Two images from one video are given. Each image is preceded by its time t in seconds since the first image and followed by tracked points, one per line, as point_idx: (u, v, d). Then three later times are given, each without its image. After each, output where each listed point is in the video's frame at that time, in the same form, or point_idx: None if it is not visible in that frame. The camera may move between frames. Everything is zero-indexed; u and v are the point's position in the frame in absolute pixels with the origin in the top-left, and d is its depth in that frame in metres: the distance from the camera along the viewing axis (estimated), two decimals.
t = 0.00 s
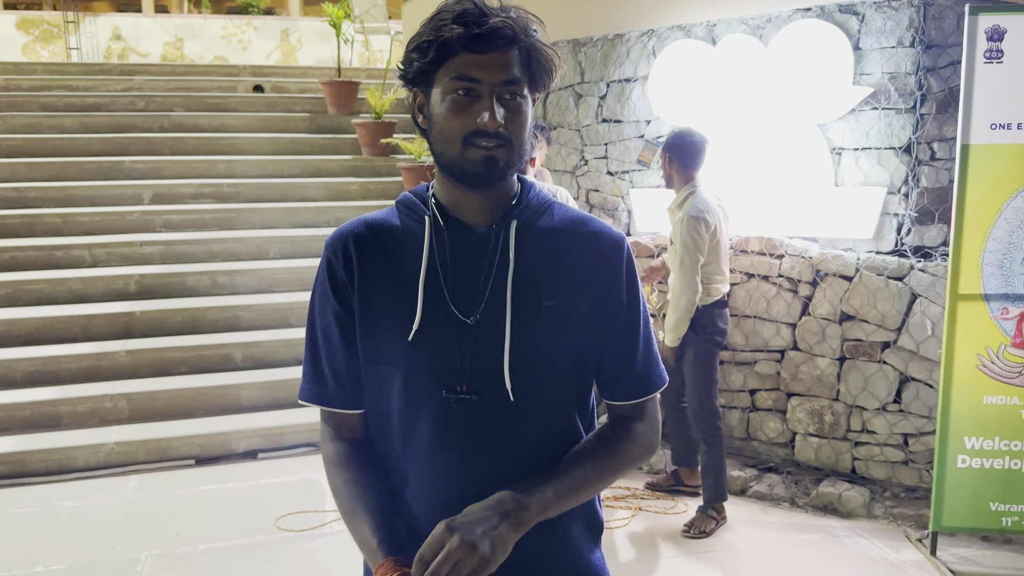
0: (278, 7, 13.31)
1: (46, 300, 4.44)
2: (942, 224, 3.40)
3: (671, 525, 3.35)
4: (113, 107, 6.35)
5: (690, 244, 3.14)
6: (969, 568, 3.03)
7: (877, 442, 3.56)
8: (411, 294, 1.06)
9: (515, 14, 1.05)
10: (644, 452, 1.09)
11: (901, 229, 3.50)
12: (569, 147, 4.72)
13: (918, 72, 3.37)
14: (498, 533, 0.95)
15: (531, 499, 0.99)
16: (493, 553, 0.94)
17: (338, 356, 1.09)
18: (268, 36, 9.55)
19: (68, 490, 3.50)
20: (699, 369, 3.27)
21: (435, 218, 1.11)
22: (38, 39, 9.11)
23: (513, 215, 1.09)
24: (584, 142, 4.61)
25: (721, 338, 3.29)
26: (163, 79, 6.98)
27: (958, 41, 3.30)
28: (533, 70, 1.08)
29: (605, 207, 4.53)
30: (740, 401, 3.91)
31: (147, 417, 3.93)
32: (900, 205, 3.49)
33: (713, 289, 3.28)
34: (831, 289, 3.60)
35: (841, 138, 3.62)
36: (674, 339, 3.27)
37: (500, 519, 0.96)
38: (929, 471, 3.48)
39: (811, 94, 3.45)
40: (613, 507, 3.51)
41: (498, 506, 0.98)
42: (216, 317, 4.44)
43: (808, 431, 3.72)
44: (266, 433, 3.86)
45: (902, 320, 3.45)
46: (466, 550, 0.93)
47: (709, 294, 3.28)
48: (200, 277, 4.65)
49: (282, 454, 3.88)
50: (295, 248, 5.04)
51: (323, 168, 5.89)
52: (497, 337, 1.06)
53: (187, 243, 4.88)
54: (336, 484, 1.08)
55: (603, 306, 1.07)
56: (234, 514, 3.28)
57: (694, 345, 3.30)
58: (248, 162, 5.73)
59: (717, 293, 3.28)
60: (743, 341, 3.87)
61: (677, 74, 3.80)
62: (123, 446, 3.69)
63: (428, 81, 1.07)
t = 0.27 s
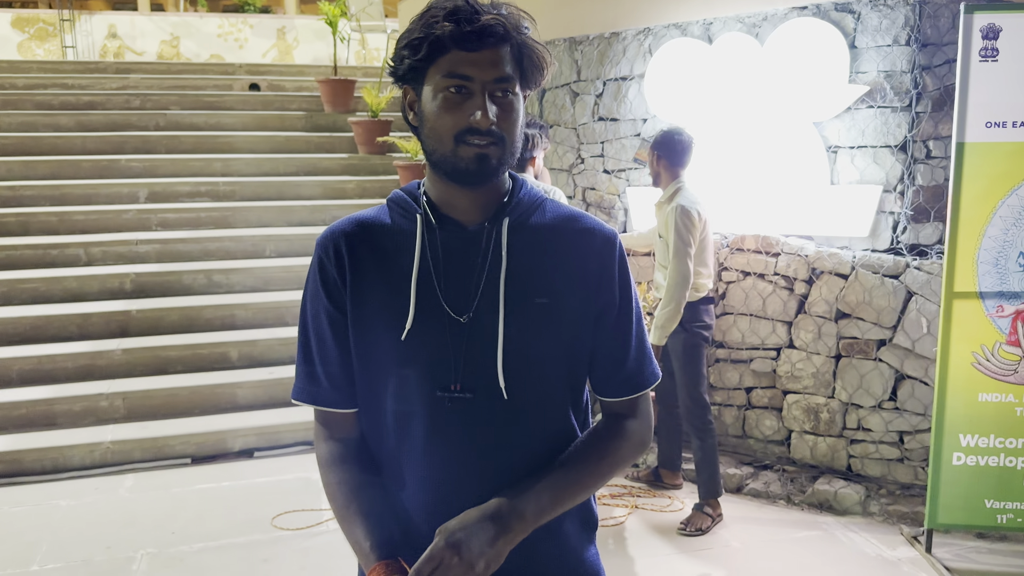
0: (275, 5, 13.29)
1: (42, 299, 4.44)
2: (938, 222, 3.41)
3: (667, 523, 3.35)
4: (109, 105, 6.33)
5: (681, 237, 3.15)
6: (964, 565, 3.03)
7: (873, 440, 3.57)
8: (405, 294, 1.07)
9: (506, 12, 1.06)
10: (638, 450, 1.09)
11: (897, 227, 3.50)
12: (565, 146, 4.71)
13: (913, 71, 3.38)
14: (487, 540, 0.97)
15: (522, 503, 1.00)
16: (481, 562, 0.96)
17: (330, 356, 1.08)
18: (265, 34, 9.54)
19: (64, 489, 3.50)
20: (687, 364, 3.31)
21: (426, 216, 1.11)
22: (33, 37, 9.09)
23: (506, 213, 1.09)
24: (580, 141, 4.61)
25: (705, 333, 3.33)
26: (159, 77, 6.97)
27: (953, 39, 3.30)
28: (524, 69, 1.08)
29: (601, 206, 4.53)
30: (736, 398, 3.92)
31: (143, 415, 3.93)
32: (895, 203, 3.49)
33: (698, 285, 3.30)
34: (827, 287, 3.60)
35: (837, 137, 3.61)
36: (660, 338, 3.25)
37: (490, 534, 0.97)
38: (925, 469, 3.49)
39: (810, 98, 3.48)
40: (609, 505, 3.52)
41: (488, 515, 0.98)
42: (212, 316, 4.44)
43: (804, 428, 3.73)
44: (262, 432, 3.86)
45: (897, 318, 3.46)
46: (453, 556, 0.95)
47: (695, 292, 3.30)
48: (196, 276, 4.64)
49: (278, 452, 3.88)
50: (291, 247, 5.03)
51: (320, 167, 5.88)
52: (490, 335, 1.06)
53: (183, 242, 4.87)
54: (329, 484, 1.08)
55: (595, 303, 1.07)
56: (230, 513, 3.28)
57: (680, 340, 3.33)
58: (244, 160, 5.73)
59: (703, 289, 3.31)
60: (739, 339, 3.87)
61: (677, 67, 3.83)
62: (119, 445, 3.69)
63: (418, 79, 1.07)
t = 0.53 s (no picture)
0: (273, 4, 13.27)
1: (39, 297, 4.43)
2: (935, 220, 3.41)
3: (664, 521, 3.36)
4: (106, 104, 6.33)
5: (676, 224, 3.18)
6: (962, 563, 3.04)
7: (870, 438, 3.57)
8: (399, 293, 1.06)
9: (495, 8, 1.06)
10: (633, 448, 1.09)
11: (895, 225, 3.52)
12: (563, 144, 4.72)
13: (911, 69, 3.38)
14: (484, 545, 0.96)
15: (518, 506, 1.00)
16: (478, 566, 0.95)
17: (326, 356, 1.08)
18: (263, 33, 9.52)
19: (61, 487, 3.50)
20: (676, 357, 3.35)
21: (421, 214, 1.11)
22: (30, 35, 9.08)
23: (501, 210, 1.09)
24: (578, 139, 4.61)
25: (696, 324, 3.36)
26: (157, 75, 6.96)
27: (951, 37, 3.30)
28: (516, 65, 1.07)
29: (599, 204, 4.53)
30: (734, 397, 3.92)
31: (141, 414, 3.93)
32: (893, 201, 3.50)
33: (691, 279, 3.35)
34: (825, 285, 3.60)
35: (835, 135, 3.61)
36: (656, 320, 3.24)
37: (488, 540, 0.97)
38: (922, 467, 3.49)
39: (806, 93, 3.46)
40: (607, 503, 3.52)
41: (485, 520, 0.98)
42: (210, 314, 4.43)
43: (801, 426, 3.73)
44: (260, 430, 3.86)
45: (895, 316, 3.46)
46: (451, 559, 0.94)
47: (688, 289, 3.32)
48: (194, 274, 4.64)
49: (276, 451, 3.88)
50: (289, 246, 5.03)
51: (318, 165, 5.88)
52: (485, 335, 1.06)
53: (181, 240, 4.86)
54: (325, 485, 1.08)
55: (590, 301, 1.07)
56: (228, 511, 3.28)
57: (673, 333, 3.35)
58: (242, 159, 5.72)
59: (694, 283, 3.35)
60: (737, 338, 3.88)
61: (674, 69, 3.81)
62: (116, 443, 3.69)
63: (410, 78, 1.07)
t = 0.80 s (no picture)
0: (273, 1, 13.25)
1: (40, 295, 4.43)
2: (936, 218, 3.40)
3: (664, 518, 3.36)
4: (107, 101, 6.32)
5: (676, 219, 3.18)
6: (962, 561, 3.04)
7: (871, 436, 3.57)
8: (398, 290, 1.06)
9: (489, 3, 1.05)
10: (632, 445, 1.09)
11: (896, 223, 3.51)
12: (564, 142, 4.72)
13: (913, 67, 3.37)
14: (489, 542, 0.96)
15: (519, 504, 1.00)
16: (484, 563, 0.95)
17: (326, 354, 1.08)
18: (263, 30, 9.51)
19: (62, 484, 3.50)
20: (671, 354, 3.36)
21: (420, 212, 1.10)
22: (31, 32, 9.07)
23: (500, 208, 1.09)
24: (579, 136, 4.61)
25: (690, 321, 3.36)
26: (157, 73, 6.95)
27: (952, 35, 3.29)
28: (511, 60, 1.07)
29: (600, 201, 4.53)
30: (734, 394, 3.92)
31: (141, 411, 3.93)
32: (894, 199, 3.50)
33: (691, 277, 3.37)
34: (826, 283, 3.60)
35: (836, 133, 3.62)
36: (660, 318, 3.25)
37: (495, 538, 0.96)
38: (923, 465, 3.49)
39: (808, 91, 3.46)
40: (607, 500, 3.52)
41: (487, 517, 0.98)
42: (210, 312, 4.43)
43: (802, 424, 3.73)
44: (261, 427, 3.86)
45: (895, 314, 3.45)
46: (458, 553, 0.94)
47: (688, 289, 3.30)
48: (194, 272, 4.64)
49: (276, 448, 3.88)
50: (289, 243, 5.03)
51: (318, 163, 5.88)
52: (485, 333, 1.05)
53: (182, 237, 4.86)
54: (326, 482, 1.08)
55: (589, 299, 1.07)
56: (229, 509, 3.28)
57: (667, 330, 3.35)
58: (242, 156, 5.72)
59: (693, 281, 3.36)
60: (737, 336, 3.87)
61: (676, 62, 3.82)
62: (117, 440, 3.69)
63: (406, 76, 1.07)
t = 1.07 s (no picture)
0: None
1: (42, 291, 4.44)
2: (938, 217, 3.40)
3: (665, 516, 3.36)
4: (108, 98, 6.32)
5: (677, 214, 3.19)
6: (963, 560, 3.04)
7: (872, 434, 3.57)
8: (397, 289, 1.06)
9: None
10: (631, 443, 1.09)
11: (897, 222, 3.51)
12: (566, 140, 4.71)
13: (915, 65, 3.37)
14: (490, 538, 0.96)
15: (520, 502, 1.00)
16: (484, 558, 0.94)
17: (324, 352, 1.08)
18: (265, 27, 9.51)
19: (64, 481, 3.51)
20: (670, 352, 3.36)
21: (417, 211, 1.10)
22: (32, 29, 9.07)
23: (498, 206, 1.09)
24: (581, 134, 4.60)
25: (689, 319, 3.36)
26: (159, 70, 6.95)
27: (955, 33, 3.28)
28: (508, 57, 1.06)
29: (601, 199, 4.53)
30: (735, 393, 3.92)
31: (143, 408, 3.93)
32: (896, 198, 3.49)
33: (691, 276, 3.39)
34: (827, 282, 3.60)
35: (838, 131, 3.62)
36: (664, 314, 3.22)
37: (495, 534, 0.96)
38: (924, 464, 3.49)
39: (811, 91, 3.46)
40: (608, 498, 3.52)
41: (488, 514, 0.98)
42: (212, 309, 4.44)
43: (803, 423, 3.73)
44: (262, 425, 3.87)
45: (897, 313, 3.45)
46: (458, 549, 0.93)
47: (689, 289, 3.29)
48: (196, 269, 4.64)
49: (278, 445, 3.88)
50: (291, 241, 5.03)
51: (320, 160, 5.88)
52: (483, 331, 1.05)
53: (183, 235, 4.86)
54: (325, 480, 1.08)
55: (588, 297, 1.07)
56: (230, 506, 3.28)
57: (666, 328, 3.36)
58: (244, 153, 5.72)
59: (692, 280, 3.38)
60: (739, 334, 3.87)
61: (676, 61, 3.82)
62: (118, 437, 3.70)
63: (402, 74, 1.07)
